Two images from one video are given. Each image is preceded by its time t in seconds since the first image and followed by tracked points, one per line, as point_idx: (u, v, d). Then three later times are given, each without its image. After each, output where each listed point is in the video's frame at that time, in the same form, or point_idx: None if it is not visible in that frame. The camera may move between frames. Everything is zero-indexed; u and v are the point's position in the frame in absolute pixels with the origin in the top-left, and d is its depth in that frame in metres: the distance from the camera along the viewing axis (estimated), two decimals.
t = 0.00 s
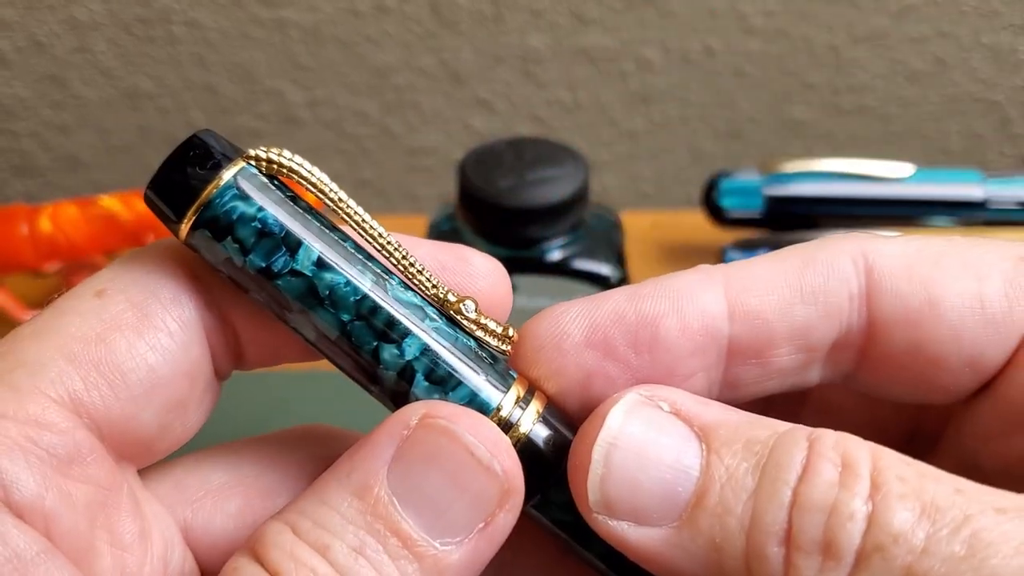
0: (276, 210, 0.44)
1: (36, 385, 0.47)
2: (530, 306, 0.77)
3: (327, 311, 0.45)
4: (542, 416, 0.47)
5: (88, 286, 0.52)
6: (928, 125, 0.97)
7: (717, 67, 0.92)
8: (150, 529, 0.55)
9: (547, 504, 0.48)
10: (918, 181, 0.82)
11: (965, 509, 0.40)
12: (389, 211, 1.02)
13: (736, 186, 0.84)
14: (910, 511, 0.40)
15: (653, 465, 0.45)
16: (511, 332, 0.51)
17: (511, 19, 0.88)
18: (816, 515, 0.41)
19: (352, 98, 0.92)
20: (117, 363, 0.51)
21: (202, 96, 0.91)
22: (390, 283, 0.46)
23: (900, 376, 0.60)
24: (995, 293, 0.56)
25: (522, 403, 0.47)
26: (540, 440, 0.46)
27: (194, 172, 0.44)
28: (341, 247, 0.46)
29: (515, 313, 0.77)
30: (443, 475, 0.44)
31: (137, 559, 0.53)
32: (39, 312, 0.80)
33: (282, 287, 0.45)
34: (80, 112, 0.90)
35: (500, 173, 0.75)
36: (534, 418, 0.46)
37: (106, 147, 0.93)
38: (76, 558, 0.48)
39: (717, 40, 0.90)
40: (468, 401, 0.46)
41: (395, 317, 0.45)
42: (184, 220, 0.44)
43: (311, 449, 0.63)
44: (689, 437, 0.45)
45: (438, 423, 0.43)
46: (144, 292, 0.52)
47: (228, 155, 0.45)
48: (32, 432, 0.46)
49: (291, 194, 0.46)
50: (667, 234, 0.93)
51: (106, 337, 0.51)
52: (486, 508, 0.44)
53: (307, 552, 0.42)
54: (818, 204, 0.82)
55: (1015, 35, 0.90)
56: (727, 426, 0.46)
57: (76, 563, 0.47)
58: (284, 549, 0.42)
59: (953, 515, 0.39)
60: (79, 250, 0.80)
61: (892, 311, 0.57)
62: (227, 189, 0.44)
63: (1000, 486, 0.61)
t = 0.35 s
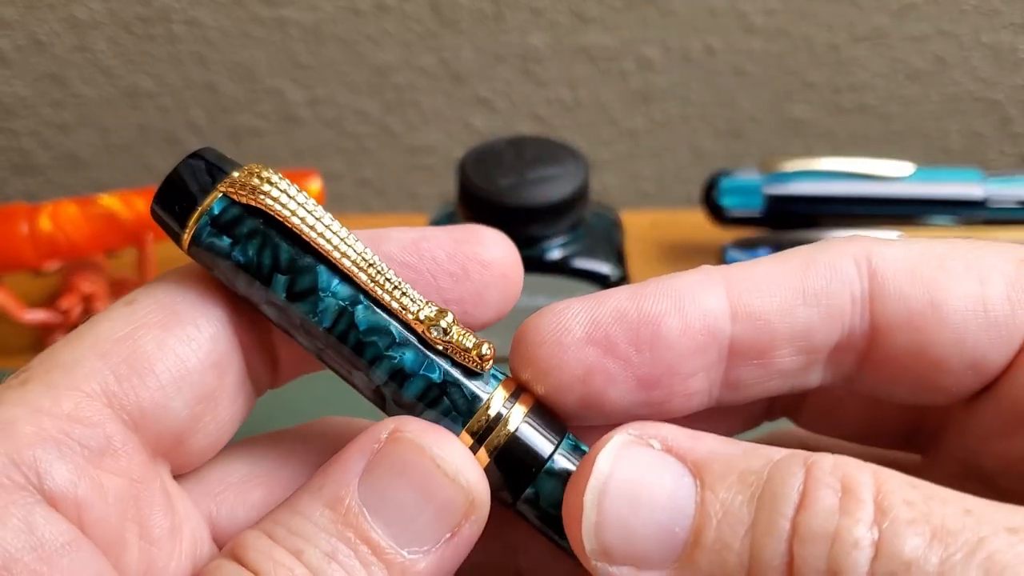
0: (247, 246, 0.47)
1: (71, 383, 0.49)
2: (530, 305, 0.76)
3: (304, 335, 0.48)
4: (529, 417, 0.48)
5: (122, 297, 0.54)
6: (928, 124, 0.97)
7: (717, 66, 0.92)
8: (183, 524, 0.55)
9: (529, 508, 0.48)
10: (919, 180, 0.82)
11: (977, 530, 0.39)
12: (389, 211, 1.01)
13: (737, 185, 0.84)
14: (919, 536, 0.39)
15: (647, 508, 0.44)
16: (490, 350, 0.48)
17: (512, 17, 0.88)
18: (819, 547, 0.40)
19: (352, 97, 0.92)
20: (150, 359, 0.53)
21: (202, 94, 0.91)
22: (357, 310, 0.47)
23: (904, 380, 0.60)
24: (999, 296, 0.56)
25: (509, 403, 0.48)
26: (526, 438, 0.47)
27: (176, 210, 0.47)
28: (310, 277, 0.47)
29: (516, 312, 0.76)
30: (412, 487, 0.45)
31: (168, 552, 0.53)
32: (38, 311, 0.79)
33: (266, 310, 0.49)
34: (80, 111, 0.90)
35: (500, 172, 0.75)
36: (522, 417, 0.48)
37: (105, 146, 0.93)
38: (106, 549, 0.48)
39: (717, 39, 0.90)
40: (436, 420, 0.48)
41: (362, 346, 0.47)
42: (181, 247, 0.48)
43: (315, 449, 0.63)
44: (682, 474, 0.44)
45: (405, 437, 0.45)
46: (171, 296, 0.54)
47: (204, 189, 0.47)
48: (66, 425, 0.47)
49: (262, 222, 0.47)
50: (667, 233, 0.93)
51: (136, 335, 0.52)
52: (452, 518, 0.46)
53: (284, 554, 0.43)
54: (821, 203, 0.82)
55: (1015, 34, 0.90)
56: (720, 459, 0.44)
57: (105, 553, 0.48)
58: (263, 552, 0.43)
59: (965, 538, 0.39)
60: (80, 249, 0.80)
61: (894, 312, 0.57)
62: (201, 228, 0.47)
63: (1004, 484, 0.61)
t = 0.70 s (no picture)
0: (254, 233, 0.48)
1: (78, 376, 0.49)
2: (530, 304, 0.76)
3: (307, 323, 0.49)
4: (528, 412, 0.48)
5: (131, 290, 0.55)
6: (928, 123, 0.97)
7: (717, 65, 0.92)
8: (188, 516, 0.55)
9: (527, 503, 0.48)
10: (920, 178, 0.82)
11: (958, 543, 0.39)
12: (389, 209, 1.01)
13: (736, 184, 0.84)
14: (901, 551, 0.39)
15: (632, 521, 0.44)
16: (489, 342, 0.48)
17: (512, 16, 0.88)
18: (803, 563, 0.40)
19: (352, 96, 0.92)
20: (160, 350, 0.53)
21: (202, 93, 0.91)
22: (359, 300, 0.47)
23: (916, 392, 0.59)
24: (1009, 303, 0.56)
25: (508, 397, 0.48)
26: (524, 433, 0.47)
27: (187, 196, 0.48)
28: (314, 266, 0.47)
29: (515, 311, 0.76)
30: (408, 476, 0.45)
31: (176, 543, 0.53)
32: (37, 309, 0.79)
33: (271, 297, 0.49)
34: (80, 109, 0.90)
35: (500, 171, 0.75)
36: (520, 412, 0.48)
37: (105, 144, 0.93)
38: (111, 543, 0.48)
39: (717, 38, 0.90)
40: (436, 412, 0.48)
41: (363, 335, 0.48)
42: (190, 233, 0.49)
43: (316, 449, 0.63)
44: (669, 488, 0.44)
45: (402, 425, 0.45)
46: (182, 290, 0.55)
47: (214, 176, 0.48)
48: (74, 419, 0.48)
49: (271, 210, 0.47)
50: (667, 232, 0.93)
51: (144, 328, 0.53)
52: (448, 508, 0.46)
53: (281, 543, 0.43)
54: (822, 202, 0.82)
55: (1015, 32, 0.90)
56: (707, 472, 0.44)
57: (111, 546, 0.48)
58: (261, 542, 0.44)
59: (945, 551, 0.39)
60: (80, 248, 0.80)
61: (905, 323, 0.57)
62: (210, 213, 0.48)
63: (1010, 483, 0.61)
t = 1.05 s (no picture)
0: (279, 187, 0.47)
1: (34, 368, 0.51)
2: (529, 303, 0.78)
3: (325, 282, 0.48)
4: (529, 384, 0.49)
5: (101, 284, 0.56)
6: (928, 122, 0.97)
7: (717, 64, 0.92)
8: (141, 511, 0.56)
9: (528, 469, 0.49)
10: (920, 177, 0.82)
11: (937, 510, 0.40)
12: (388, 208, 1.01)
13: (736, 182, 0.84)
14: (883, 514, 0.40)
15: (643, 471, 0.46)
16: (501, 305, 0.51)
17: (512, 15, 0.88)
18: (791, 518, 0.42)
19: (352, 95, 0.92)
20: (121, 354, 0.54)
21: (202, 92, 0.91)
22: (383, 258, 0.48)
23: (920, 388, 0.59)
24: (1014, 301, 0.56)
25: (510, 369, 0.48)
26: (524, 406, 0.48)
27: (205, 149, 0.47)
28: (340, 223, 0.48)
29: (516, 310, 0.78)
30: (399, 411, 0.45)
31: (123, 540, 0.54)
32: (37, 308, 0.79)
33: (285, 258, 0.48)
34: (80, 108, 0.90)
35: (500, 170, 0.75)
36: (521, 385, 0.48)
37: (105, 143, 0.93)
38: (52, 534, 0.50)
39: (717, 36, 0.90)
40: (456, 368, 0.48)
41: (387, 290, 0.48)
42: (197, 190, 0.47)
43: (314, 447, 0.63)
44: (679, 440, 0.46)
45: (395, 364, 0.45)
46: (154, 287, 0.56)
47: (237, 132, 0.48)
48: (20, 414, 0.50)
49: (294, 171, 0.49)
50: (667, 230, 0.93)
51: (110, 326, 0.54)
52: (441, 442, 0.45)
53: (270, 486, 0.43)
54: (819, 200, 0.82)
55: (1016, 32, 0.90)
56: (717, 428, 0.46)
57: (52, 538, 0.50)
58: (248, 485, 0.43)
59: (924, 517, 0.40)
60: (80, 246, 0.80)
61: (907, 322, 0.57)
62: (234, 164, 0.47)
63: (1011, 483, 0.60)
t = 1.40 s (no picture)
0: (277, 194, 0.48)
1: (32, 368, 0.51)
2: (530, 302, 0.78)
3: (322, 286, 0.48)
4: (523, 386, 0.49)
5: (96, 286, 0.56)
6: (928, 121, 0.97)
7: (717, 62, 0.92)
8: (137, 508, 0.56)
9: (527, 472, 0.49)
10: (920, 176, 0.82)
11: (928, 505, 0.40)
12: (389, 207, 1.01)
13: (737, 181, 0.84)
14: (876, 509, 0.40)
15: (645, 463, 0.46)
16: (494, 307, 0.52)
17: (512, 13, 0.88)
18: (789, 513, 0.42)
19: (352, 93, 0.92)
20: (116, 354, 0.54)
21: (202, 90, 0.91)
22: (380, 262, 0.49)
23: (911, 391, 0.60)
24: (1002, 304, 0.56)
25: (504, 372, 0.48)
26: (519, 408, 0.48)
27: (203, 160, 0.47)
28: (336, 229, 0.48)
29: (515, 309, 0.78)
30: (400, 411, 0.45)
31: (121, 534, 0.54)
32: (37, 306, 0.79)
33: (282, 264, 0.48)
34: (80, 107, 0.90)
35: (501, 169, 0.75)
36: (515, 387, 0.48)
37: (105, 142, 0.93)
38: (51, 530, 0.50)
39: (717, 35, 0.90)
40: (454, 368, 0.48)
41: (385, 292, 0.48)
42: (195, 202, 0.47)
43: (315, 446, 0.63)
44: (679, 433, 0.46)
45: (396, 365, 0.46)
46: (149, 291, 0.56)
47: (233, 145, 0.48)
48: (20, 409, 0.50)
49: (290, 181, 0.49)
50: (667, 229, 0.93)
51: (106, 327, 0.54)
52: (443, 442, 0.46)
53: (273, 486, 0.43)
54: (819, 199, 0.82)
55: (1016, 30, 0.90)
56: (716, 424, 0.46)
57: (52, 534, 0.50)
58: (251, 483, 0.43)
59: (916, 513, 0.40)
60: (80, 245, 0.80)
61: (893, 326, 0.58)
62: (232, 174, 0.47)
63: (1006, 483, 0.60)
